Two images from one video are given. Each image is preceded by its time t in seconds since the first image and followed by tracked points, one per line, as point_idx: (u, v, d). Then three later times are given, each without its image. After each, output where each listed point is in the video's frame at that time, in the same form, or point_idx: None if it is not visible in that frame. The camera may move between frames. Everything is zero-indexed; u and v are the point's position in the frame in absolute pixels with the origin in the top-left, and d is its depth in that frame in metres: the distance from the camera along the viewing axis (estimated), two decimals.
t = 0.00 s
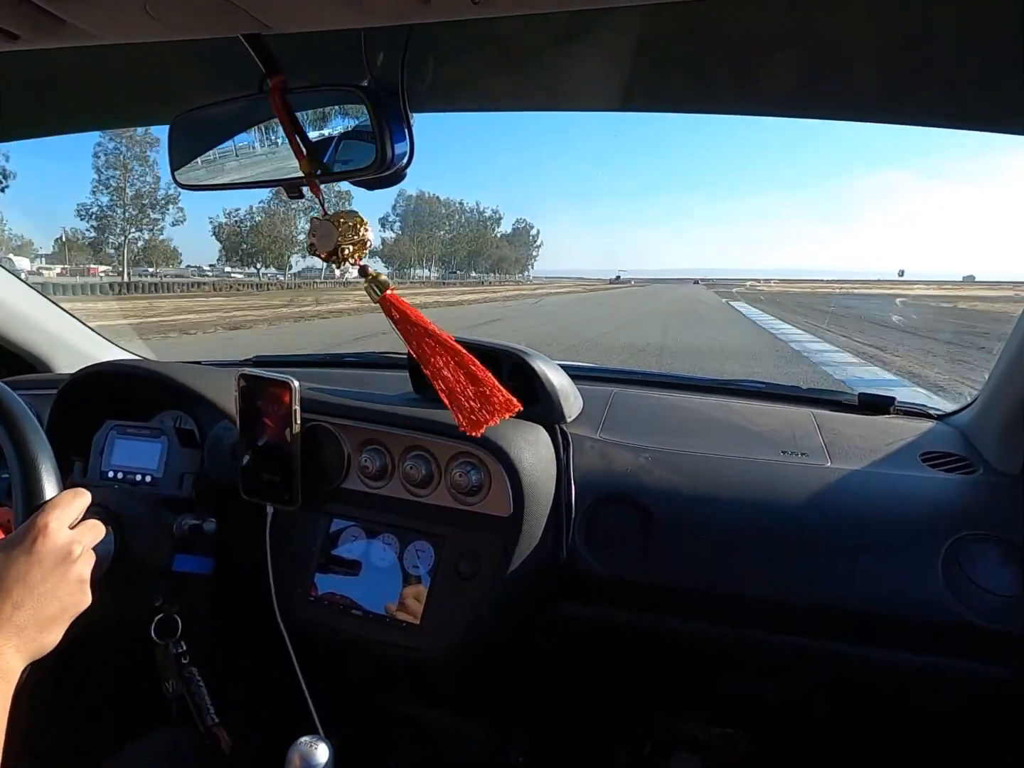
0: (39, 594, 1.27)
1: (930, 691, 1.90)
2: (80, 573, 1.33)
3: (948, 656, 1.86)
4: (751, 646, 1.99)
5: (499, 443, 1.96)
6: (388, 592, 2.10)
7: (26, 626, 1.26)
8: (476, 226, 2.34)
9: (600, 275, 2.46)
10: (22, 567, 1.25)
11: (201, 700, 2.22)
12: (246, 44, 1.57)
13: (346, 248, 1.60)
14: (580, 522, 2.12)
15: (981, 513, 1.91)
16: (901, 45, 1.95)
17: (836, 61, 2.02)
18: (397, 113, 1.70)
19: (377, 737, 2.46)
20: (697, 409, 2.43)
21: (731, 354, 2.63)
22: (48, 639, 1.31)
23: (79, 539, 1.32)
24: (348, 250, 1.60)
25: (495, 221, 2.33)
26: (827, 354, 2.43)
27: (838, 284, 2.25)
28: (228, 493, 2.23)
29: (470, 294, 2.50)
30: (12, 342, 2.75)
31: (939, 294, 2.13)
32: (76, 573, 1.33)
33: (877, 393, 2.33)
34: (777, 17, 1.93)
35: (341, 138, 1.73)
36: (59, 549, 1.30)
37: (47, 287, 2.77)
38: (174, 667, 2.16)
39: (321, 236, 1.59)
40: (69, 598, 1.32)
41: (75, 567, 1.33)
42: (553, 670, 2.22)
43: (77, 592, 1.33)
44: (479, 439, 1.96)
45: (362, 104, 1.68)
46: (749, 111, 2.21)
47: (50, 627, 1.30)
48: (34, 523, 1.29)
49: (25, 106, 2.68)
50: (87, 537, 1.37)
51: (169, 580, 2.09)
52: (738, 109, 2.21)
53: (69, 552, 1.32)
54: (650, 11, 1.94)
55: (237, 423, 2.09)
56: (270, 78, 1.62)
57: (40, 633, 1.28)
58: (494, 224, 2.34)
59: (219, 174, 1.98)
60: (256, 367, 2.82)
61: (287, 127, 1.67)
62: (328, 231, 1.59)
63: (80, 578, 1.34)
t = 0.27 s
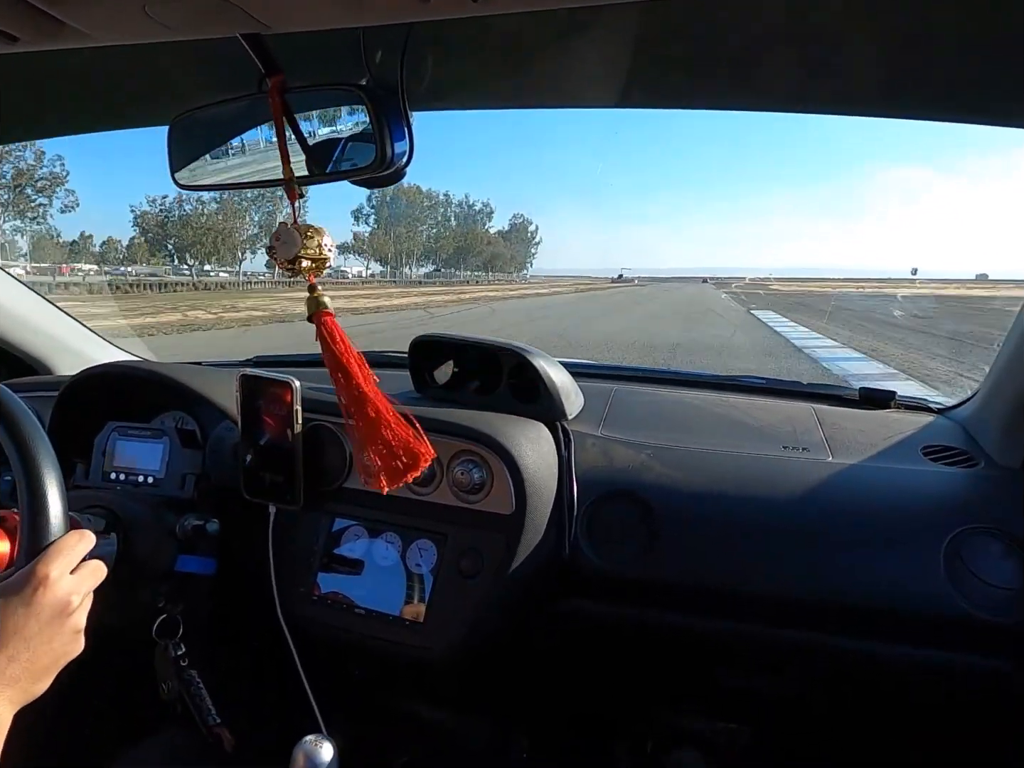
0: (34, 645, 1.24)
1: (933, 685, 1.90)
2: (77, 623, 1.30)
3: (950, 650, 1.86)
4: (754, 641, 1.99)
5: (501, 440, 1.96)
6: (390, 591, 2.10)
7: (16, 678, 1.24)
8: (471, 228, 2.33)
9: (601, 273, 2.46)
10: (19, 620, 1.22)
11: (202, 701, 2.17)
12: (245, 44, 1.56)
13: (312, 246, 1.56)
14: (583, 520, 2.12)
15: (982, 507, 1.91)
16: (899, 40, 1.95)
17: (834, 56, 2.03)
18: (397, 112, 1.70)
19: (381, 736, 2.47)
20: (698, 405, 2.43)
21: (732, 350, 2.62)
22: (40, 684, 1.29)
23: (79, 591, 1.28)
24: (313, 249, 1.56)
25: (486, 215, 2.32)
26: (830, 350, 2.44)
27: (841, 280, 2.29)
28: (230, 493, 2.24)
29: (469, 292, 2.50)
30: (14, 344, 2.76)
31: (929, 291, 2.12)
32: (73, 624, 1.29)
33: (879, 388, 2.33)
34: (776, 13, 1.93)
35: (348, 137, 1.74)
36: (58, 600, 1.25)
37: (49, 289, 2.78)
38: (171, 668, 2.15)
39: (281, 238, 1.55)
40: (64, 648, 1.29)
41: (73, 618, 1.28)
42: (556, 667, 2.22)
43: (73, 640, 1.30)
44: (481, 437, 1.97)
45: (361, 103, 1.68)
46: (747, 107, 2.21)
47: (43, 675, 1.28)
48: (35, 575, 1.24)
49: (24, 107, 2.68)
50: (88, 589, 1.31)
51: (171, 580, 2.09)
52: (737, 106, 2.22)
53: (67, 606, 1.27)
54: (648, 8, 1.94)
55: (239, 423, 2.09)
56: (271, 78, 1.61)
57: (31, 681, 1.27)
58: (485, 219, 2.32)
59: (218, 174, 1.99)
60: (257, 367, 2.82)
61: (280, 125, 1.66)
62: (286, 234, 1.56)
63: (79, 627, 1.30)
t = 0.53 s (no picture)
0: (39, 624, 1.22)
1: (936, 684, 1.90)
2: (82, 603, 1.28)
3: (954, 650, 1.86)
4: (757, 641, 1.99)
5: (503, 442, 1.96)
6: (392, 593, 2.10)
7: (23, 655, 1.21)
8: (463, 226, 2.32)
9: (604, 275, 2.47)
10: (25, 597, 1.21)
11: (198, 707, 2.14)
12: (244, 47, 1.54)
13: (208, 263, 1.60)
14: (585, 521, 2.12)
15: (985, 505, 1.91)
16: (897, 39, 1.96)
17: (832, 56, 2.03)
18: (397, 113, 1.69)
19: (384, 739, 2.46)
20: (699, 405, 2.43)
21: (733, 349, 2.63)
22: (49, 668, 1.26)
23: (84, 570, 1.27)
24: (214, 263, 1.60)
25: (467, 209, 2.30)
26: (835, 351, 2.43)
27: (844, 280, 2.28)
28: (232, 496, 2.24)
29: (472, 290, 2.50)
30: (16, 349, 2.76)
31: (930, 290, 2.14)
32: (77, 605, 1.28)
33: (880, 388, 2.31)
34: (773, 13, 1.94)
35: (342, 140, 1.79)
36: (63, 579, 1.25)
37: (51, 294, 2.78)
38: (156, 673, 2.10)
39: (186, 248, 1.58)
40: (70, 630, 1.27)
41: (77, 598, 1.27)
42: (559, 670, 2.22)
43: (80, 622, 1.28)
44: (483, 439, 1.97)
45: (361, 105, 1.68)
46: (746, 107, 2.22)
47: (51, 656, 1.25)
48: (39, 554, 1.24)
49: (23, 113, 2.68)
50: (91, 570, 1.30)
51: (173, 584, 2.09)
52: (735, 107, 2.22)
53: (72, 584, 1.26)
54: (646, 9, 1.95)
55: (240, 426, 2.09)
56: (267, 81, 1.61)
57: (38, 662, 1.24)
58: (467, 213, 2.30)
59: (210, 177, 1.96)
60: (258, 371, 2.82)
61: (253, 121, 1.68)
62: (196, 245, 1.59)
63: (83, 608, 1.29)
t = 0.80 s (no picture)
0: (32, 650, 1.23)
1: (937, 687, 1.89)
2: (77, 626, 1.28)
3: (954, 653, 1.85)
4: (756, 644, 1.99)
5: (503, 444, 1.96)
6: (392, 595, 2.09)
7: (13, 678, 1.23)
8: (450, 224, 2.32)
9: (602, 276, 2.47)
10: (17, 621, 1.21)
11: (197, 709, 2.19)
12: (244, 49, 1.54)
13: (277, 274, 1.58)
14: (585, 523, 2.12)
15: (986, 508, 1.91)
16: (898, 41, 1.95)
17: (832, 58, 2.03)
18: (397, 115, 1.70)
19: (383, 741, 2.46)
20: (699, 407, 2.43)
21: (732, 351, 2.65)
22: (41, 689, 1.28)
23: (79, 595, 1.27)
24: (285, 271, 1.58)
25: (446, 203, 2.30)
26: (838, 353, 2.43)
27: (844, 283, 2.28)
28: (231, 497, 2.23)
29: (471, 289, 2.50)
30: (17, 350, 2.77)
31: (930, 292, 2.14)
32: (72, 628, 1.28)
33: (880, 391, 2.32)
34: (774, 14, 1.93)
35: (344, 141, 1.78)
36: (57, 604, 1.25)
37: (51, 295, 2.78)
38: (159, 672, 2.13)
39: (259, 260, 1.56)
40: (63, 652, 1.27)
41: (73, 622, 1.27)
42: (559, 672, 2.22)
43: (73, 643, 1.29)
44: (483, 440, 1.96)
45: (362, 107, 1.69)
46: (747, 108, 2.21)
47: (42, 679, 1.27)
48: (37, 577, 1.24)
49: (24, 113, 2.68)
50: (88, 593, 1.30)
51: (172, 585, 2.08)
52: (736, 108, 2.22)
53: (67, 609, 1.26)
54: (647, 10, 1.94)
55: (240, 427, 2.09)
56: (266, 82, 1.61)
57: (29, 683, 1.26)
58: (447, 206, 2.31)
59: (211, 176, 1.98)
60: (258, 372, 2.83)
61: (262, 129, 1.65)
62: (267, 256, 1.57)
63: (78, 629, 1.29)
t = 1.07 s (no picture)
0: (33, 648, 1.23)
1: (938, 685, 1.89)
2: (79, 625, 1.28)
3: (955, 650, 1.86)
4: (758, 642, 1.99)
5: (503, 443, 1.96)
6: (393, 595, 2.09)
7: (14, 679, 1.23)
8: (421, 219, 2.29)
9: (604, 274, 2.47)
10: (18, 620, 1.21)
11: (191, 711, 2.18)
12: (245, 50, 1.55)
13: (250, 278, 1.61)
14: (586, 522, 2.12)
15: (987, 506, 1.91)
16: (897, 39, 1.95)
17: (832, 56, 2.03)
18: (396, 114, 1.70)
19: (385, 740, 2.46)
20: (699, 406, 2.43)
21: (737, 350, 2.65)
22: (42, 688, 1.28)
23: (80, 594, 1.26)
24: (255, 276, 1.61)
25: (410, 193, 2.22)
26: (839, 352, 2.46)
27: (842, 282, 2.31)
28: (232, 498, 2.23)
29: (472, 285, 2.54)
30: (16, 352, 2.77)
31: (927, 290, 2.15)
32: (73, 628, 1.28)
33: (881, 388, 2.31)
34: (773, 13, 1.93)
35: (344, 140, 1.78)
36: (58, 603, 1.24)
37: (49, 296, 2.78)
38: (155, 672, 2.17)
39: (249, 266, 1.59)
40: (65, 652, 1.27)
41: (75, 620, 1.27)
42: (560, 671, 2.22)
43: (74, 643, 1.28)
44: (483, 440, 1.97)
45: (362, 108, 1.70)
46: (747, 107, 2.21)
47: (44, 678, 1.27)
48: (38, 576, 1.24)
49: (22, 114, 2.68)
50: (89, 592, 1.30)
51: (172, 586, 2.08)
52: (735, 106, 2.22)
53: (68, 608, 1.26)
54: (646, 9, 1.95)
55: (240, 428, 2.09)
56: (265, 83, 1.62)
57: (31, 683, 1.26)
58: (411, 197, 2.23)
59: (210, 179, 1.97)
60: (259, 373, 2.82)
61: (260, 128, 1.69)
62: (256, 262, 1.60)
63: (80, 629, 1.29)
